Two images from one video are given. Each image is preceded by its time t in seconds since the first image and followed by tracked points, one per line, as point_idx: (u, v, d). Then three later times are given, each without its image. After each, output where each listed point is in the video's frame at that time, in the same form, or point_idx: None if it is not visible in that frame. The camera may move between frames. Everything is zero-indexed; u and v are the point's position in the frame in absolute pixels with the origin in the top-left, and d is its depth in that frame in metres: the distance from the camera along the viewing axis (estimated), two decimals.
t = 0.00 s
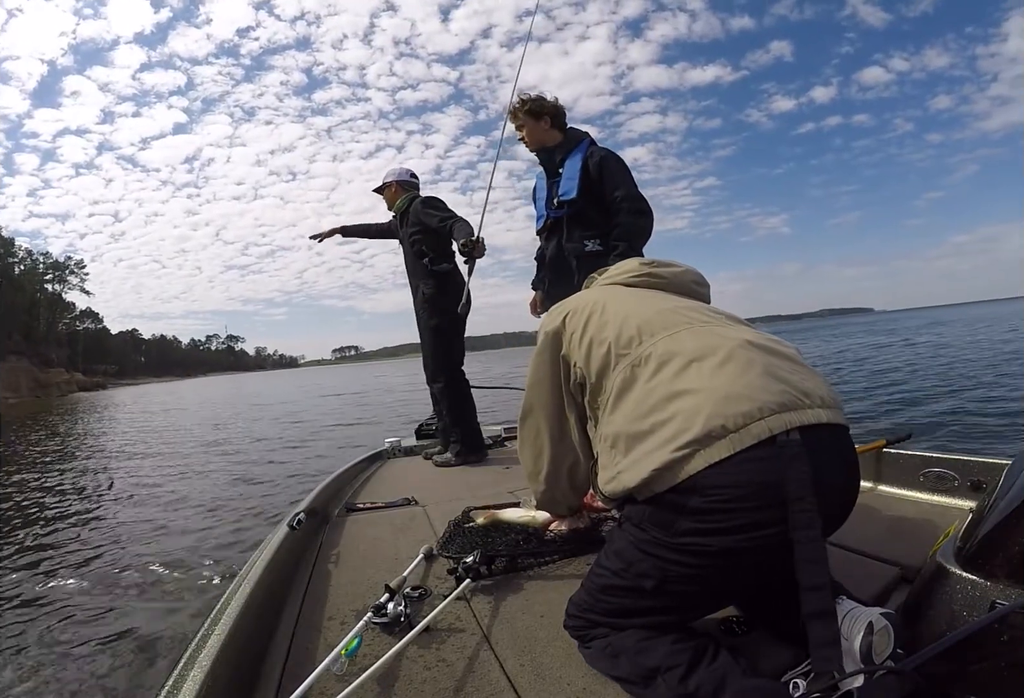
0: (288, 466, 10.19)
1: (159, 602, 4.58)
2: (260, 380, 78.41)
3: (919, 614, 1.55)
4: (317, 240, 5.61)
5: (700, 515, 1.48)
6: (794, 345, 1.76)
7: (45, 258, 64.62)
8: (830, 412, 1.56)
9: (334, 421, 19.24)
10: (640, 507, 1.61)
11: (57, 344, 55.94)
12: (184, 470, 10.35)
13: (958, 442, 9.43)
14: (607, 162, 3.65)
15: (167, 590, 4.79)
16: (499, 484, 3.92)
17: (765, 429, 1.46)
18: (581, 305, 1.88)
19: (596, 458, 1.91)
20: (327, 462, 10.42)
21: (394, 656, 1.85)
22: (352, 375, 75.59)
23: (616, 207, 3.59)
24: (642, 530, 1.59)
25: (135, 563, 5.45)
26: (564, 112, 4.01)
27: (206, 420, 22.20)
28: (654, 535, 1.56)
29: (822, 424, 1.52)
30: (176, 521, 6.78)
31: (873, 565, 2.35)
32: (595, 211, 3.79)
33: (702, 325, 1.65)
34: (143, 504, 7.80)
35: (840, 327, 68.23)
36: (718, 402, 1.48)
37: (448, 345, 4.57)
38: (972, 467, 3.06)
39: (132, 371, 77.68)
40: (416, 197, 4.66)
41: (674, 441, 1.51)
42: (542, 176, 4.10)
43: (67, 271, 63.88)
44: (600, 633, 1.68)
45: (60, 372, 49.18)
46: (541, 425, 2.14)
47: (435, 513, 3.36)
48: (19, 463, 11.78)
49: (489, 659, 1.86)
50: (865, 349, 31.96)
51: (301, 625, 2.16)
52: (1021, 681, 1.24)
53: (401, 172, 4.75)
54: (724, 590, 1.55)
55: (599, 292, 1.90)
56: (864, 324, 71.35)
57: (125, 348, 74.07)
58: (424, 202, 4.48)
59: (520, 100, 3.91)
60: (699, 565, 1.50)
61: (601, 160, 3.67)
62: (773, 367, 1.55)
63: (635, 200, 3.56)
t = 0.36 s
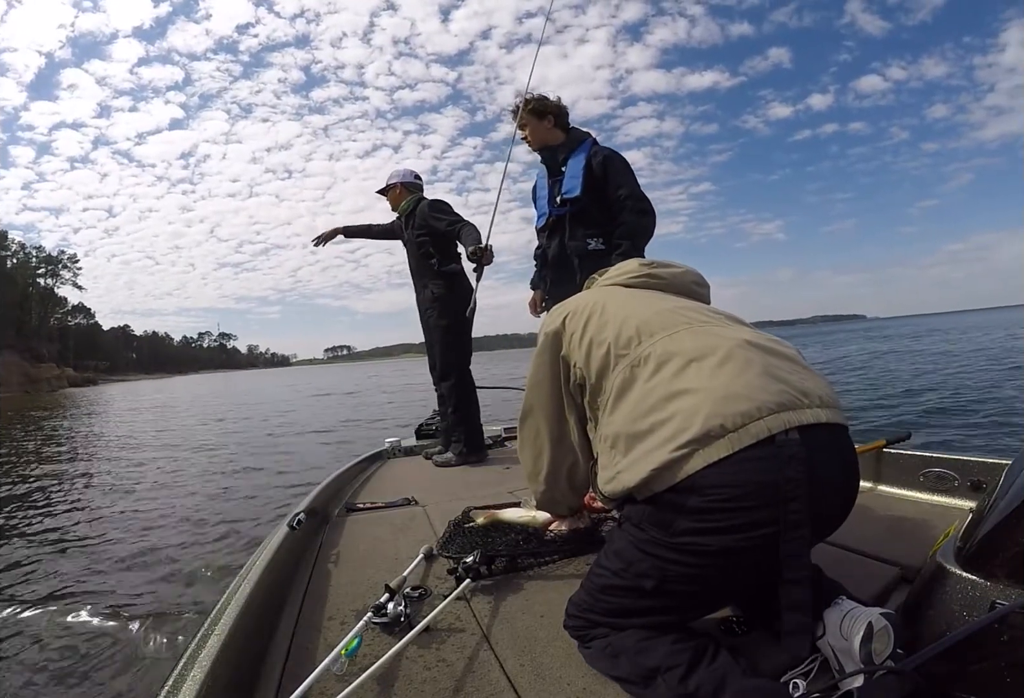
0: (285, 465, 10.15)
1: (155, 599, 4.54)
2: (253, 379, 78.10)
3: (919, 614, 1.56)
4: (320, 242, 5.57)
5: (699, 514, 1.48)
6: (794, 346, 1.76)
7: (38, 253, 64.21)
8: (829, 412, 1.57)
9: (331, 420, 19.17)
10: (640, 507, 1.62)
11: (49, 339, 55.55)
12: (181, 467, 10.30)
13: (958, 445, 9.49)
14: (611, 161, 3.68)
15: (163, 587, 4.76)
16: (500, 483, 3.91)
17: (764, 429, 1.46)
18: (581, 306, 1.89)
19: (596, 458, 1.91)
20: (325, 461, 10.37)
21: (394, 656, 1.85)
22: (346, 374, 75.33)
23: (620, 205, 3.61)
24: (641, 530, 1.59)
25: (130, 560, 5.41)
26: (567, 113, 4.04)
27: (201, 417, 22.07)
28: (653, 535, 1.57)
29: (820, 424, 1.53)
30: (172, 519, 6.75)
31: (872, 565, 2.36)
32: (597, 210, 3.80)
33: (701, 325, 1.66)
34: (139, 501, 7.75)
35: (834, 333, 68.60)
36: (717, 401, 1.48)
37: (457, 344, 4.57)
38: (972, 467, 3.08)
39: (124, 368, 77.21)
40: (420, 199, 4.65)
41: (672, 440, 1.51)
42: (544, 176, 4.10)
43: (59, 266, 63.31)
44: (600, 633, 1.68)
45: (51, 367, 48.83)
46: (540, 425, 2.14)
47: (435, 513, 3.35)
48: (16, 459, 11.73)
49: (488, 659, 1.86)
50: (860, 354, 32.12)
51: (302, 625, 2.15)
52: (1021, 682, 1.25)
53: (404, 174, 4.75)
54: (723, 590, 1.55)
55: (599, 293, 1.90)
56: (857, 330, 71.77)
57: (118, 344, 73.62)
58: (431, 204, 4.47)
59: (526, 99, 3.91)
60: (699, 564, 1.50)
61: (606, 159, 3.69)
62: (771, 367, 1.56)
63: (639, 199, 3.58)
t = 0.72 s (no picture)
0: (285, 468, 10.11)
1: (155, 603, 4.53)
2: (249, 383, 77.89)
3: (919, 615, 1.57)
4: (323, 242, 5.56)
5: (696, 512, 1.49)
6: (788, 344, 1.77)
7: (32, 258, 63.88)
8: (824, 408, 1.57)
9: (329, 423, 19.12)
10: (637, 505, 1.62)
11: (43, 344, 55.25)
12: (179, 471, 10.25)
13: (957, 445, 9.54)
14: (614, 161, 3.70)
15: (162, 591, 4.74)
16: (501, 483, 3.90)
17: (759, 425, 1.46)
18: (576, 308, 1.89)
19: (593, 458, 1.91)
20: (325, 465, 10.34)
21: (395, 656, 1.84)
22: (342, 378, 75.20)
23: (621, 205, 3.61)
24: (639, 528, 1.59)
25: (129, 564, 5.39)
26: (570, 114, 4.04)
27: (198, 421, 21.98)
28: (651, 533, 1.56)
29: (815, 420, 1.53)
30: (171, 523, 6.72)
31: (872, 565, 2.37)
32: (598, 209, 3.81)
33: (693, 324, 1.66)
34: (137, 505, 7.72)
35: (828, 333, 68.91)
36: (712, 399, 1.49)
37: (462, 346, 4.56)
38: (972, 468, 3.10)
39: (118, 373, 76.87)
40: (424, 200, 4.66)
41: (668, 439, 1.52)
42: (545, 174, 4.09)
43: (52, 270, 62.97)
44: (600, 633, 1.68)
45: (46, 373, 48.58)
46: (536, 426, 2.13)
47: (435, 513, 3.34)
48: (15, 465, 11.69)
49: (488, 659, 1.85)
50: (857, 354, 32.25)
51: (302, 625, 2.14)
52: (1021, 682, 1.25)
53: (407, 174, 4.75)
54: (721, 589, 1.55)
55: (593, 295, 1.90)
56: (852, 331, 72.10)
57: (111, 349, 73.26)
58: (437, 206, 4.46)
59: (532, 96, 3.89)
60: (697, 562, 1.50)
61: (609, 159, 3.71)
62: (765, 365, 1.56)
63: (641, 198, 3.59)
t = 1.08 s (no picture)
0: (285, 473, 10.09)
1: (155, 608, 4.52)
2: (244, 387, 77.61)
3: (919, 615, 1.58)
4: (320, 242, 5.54)
5: (695, 511, 1.49)
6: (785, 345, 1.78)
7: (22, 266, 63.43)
8: (822, 407, 1.58)
9: (328, 427, 19.06)
10: (636, 505, 1.62)
11: (35, 352, 54.88)
12: (178, 477, 10.21)
13: (958, 442, 9.57)
14: (620, 161, 3.77)
15: (162, 597, 4.73)
16: (501, 484, 3.91)
17: (757, 423, 1.47)
18: (572, 309, 1.89)
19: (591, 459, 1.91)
20: (324, 469, 10.31)
21: (395, 656, 1.84)
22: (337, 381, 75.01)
23: (627, 204, 3.68)
24: (638, 528, 1.60)
25: (128, 570, 5.37)
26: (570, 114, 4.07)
27: (195, 426, 21.90)
28: (651, 533, 1.57)
29: (813, 418, 1.54)
30: (170, 528, 6.69)
31: (872, 564, 2.38)
32: (602, 208, 3.84)
33: (691, 323, 1.67)
34: (135, 511, 7.69)
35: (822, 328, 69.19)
36: (709, 397, 1.49)
37: (460, 346, 4.55)
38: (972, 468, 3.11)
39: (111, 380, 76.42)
40: (422, 200, 4.66)
41: (666, 437, 1.52)
42: (544, 174, 4.08)
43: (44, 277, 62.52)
44: (600, 633, 1.68)
45: (39, 381, 48.24)
46: (534, 426, 2.14)
47: (436, 514, 3.34)
48: (13, 472, 11.64)
49: (488, 658, 1.85)
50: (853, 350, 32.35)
51: (301, 625, 2.14)
52: (1021, 681, 1.26)
53: (405, 174, 4.75)
54: (721, 589, 1.55)
55: (590, 296, 1.91)
56: (845, 325, 72.44)
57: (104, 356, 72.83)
58: (437, 208, 4.45)
59: (536, 95, 3.87)
60: (697, 562, 1.51)
61: (614, 159, 3.78)
62: (762, 364, 1.57)
63: (646, 198, 3.67)
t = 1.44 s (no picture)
0: (284, 473, 10.06)
1: (153, 608, 4.52)
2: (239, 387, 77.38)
3: (919, 615, 1.60)
4: (320, 237, 5.52)
5: (694, 511, 1.49)
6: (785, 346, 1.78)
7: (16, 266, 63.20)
8: (821, 406, 1.59)
9: (326, 427, 19.01)
10: (636, 505, 1.62)
11: (29, 352, 54.56)
12: (176, 477, 10.18)
13: (957, 442, 9.60)
14: (623, 161, 3.78)
15: (160, 597, 4.71)
16: (502, 484, 3.91)
17: (756, 422, 1.47)
18: (571, 308, 1.89)
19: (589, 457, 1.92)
20: (323, 469, 10.28)
21: (395, 656, 1.84)
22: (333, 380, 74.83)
23: (632, 203, 3.70)
24: (638, 530, 1.60)
25: (126, 570, 5.36)
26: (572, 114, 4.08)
27: (192, 426, 21.83)
28: (650, 534, 1.57)
29: (812, 418, 1.54)
30: (168, 528, 6.68)
31: (872, 564, 2.40)
32: (607, 207, 3.84)
33: (691, 323, 1.67)
34: (133, 512, 7.66)
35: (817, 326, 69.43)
36: (708, 397, 1.49)
37: (460, 346, 4.54)
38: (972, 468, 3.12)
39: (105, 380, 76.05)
40: (422, 199, 4.65)
41: (666, 436, 1.52)
42: (547, 173, 4.08)
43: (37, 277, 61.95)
44: (600, 633, 1.69)
45: (33, 381, 47.97)
46: (532, 425, 2.14)
47: (436, 514, 3.33)
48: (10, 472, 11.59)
49: (488, 659, 1.85)
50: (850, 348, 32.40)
51: (301, 625, 2.13)
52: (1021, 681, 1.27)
53: (406, 173, 4.74)
54: (721, 591, 1.56)
55: (589, 295, 1.91)
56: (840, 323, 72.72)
57: (98, 356, 72.50)
58: (438, 207, 4.45)
59: (540, 95, 3.89)
60: (697, 564, 1.51)
61: (618, 158, 3.79)
62: (762, 364, 1.58)
63: (650, 197, 3.69)
